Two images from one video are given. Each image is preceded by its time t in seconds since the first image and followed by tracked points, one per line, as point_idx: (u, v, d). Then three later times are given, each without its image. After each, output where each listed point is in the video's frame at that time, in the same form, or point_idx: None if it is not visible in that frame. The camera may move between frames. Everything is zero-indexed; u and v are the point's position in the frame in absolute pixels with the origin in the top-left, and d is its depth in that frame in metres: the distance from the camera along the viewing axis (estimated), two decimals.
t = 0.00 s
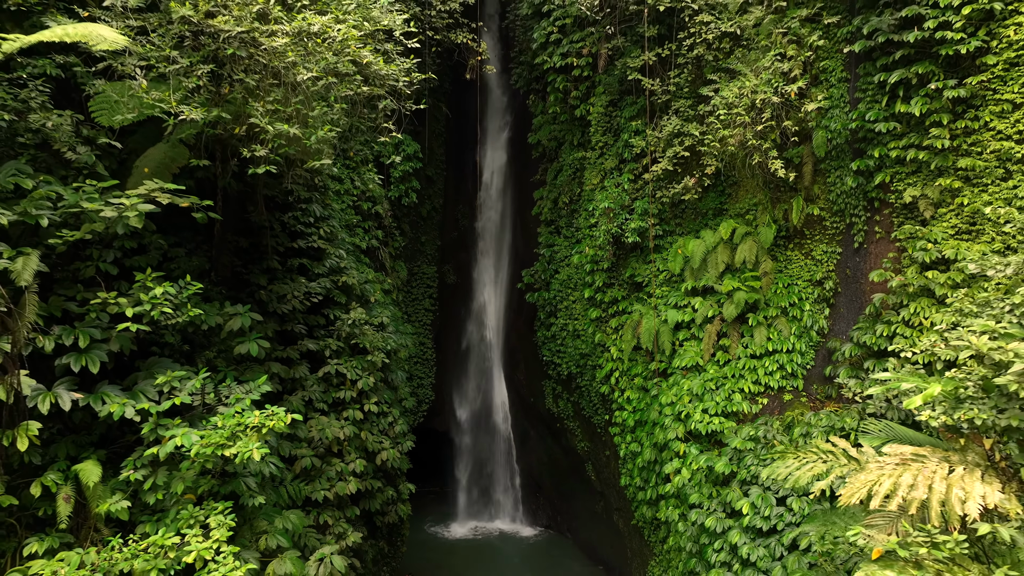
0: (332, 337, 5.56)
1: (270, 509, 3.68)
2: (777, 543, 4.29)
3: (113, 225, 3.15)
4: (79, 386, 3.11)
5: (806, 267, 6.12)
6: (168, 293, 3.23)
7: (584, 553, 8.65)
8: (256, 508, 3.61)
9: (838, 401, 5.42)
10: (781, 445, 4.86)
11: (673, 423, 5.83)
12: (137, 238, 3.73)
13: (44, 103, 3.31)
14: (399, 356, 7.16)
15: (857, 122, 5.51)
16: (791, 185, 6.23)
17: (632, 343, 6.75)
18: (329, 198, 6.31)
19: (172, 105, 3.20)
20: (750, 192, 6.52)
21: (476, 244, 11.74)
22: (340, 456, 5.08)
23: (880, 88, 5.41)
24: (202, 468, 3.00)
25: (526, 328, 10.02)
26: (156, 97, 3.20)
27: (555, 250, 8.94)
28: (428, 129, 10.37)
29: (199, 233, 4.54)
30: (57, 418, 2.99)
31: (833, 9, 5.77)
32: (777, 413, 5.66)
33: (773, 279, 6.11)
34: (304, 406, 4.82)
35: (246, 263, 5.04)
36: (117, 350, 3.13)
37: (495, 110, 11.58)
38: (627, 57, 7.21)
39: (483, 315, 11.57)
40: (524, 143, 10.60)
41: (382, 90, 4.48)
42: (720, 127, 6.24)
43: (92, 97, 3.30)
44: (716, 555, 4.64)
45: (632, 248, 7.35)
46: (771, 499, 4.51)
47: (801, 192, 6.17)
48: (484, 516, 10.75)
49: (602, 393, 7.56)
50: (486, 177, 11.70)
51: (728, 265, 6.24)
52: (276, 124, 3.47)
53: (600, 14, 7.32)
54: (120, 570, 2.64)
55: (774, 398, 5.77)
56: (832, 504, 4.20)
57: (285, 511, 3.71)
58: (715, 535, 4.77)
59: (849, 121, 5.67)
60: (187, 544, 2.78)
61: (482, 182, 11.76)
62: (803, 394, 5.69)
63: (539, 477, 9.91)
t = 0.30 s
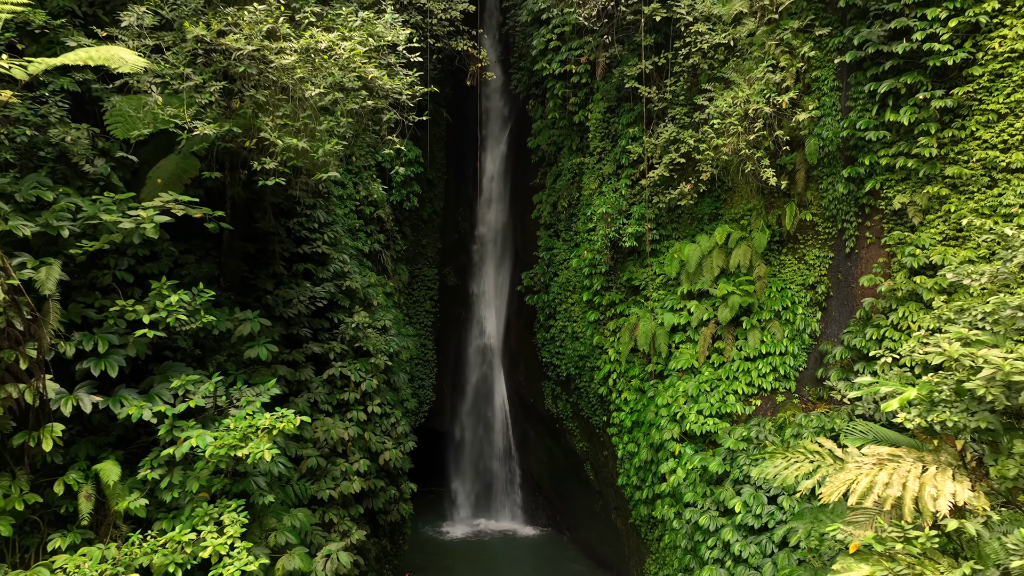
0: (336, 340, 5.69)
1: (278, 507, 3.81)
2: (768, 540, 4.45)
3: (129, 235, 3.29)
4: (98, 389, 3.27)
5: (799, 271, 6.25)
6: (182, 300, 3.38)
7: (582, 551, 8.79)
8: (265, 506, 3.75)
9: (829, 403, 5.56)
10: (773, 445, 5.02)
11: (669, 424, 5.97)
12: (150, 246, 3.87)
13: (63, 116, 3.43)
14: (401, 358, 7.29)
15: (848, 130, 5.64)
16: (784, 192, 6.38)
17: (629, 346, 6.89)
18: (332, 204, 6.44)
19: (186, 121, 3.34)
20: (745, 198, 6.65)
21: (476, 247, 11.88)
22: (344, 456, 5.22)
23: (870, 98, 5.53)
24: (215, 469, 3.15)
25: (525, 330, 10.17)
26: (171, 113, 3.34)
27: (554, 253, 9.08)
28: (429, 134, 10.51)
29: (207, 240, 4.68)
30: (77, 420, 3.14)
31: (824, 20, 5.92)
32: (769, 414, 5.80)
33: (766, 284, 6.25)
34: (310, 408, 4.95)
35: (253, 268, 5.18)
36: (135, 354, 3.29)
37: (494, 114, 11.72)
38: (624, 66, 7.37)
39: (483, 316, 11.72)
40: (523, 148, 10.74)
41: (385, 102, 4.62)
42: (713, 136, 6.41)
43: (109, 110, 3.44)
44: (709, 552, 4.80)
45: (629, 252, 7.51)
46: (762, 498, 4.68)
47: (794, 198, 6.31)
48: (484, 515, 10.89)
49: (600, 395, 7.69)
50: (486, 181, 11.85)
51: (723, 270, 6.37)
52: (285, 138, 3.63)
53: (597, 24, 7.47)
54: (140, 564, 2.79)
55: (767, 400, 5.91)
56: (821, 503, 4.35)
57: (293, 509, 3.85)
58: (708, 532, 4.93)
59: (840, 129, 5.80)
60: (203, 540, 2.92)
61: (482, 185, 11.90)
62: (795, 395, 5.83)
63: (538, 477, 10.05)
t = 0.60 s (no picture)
0: (340, 343, 5.83)
1: (286, 505, 3.95)
2: (760, 537, 4.59)
3: (144, 244, 3.43)
4: (114, 392, 3.41)
5: (793, 275, 6.38)
6: (195, 306, 3.52)
7: (582, 550, 8.91)
8: (273, 504, 3.89)
9: (821, 404, 5.70)
10: (766, 446, 5.18)
11: (665, 424, 6.12)
12: (162, 253, 4.01)
13: (79, 129, 3.54)
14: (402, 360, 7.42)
15: (840, 138, 5.77)
16: (778, 197, 6.51)
17: (627, 348, 7.03)
18: (336, 209, 6.58)
19: (199, 134, 3.49)
20: (740, 203, 6.79)
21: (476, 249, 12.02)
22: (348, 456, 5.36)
23: (861, 106, 5.65)
24: (227, 468, 3.29)
25: (525, 332, 10.30)
26: (185, 126, 3.49)
27: (553, 256, 9.22)
28: (430, 138, 10.66)
29: (216, 245, 4.83)
30: (95, 421, 3.29)
31: (816, 30, 6.06)
32: (763, 415, 5.94)
33: (760, 287, 6.38)
34: (315, 409, 5.09)
35: (259, 273, 5.31)
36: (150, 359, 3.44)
37: (494, 118, 11.86)
38: (622, 73, 7.53)
39: (484, 318, 11.86)
40: (522, 151, 10.88)
41: (388, 113, 4.77)
42: (708, 143, 6.57)
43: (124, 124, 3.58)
44: (704, 549, 4.97)
45: (626, 256, 7.66)
46: (755, 497, 4.82)
47: (788, 203, 6.44)
48: (485, 514, 11.03)
49: (599, 396, 7.81)
50: (486, 184, 11.99)
51: (718, 274, 6.51)
52: (293, 150, 3.77)
53: (595, 33, 7.63)
54: (157, 558, 2.93)
55: (760, 401, 6.05)
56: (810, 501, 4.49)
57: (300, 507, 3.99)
58: (703, 530, 5.09)
59: (832, 136, 5.93)
60: (216, 536, 3.06)
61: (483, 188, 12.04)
62: (788, 397, 5.96)
63: (538, 476, 10.17)
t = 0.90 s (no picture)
0: (344, 345, 5.96)
1: (293, 503, 4.08)
2: (752, 534, 4.73)
3: (157, 251, 3.56)
4: (129, 393, 3.55)
5: (787, 278, 6.51)
6: (206, 311, 3.65)
7: (581, 548, 9.03)
8: (280, 502, 4.02)
9: (813, 404, 5.84)
10: (758, 445, 5.34)
11: (662, 425, 6.26)
12: (172, 259, 4.14)
13: (95, 140, 3.70)
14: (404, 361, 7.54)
15: (832, 144, 5.89)
16: (773, 202, 6.64)
17: (624, 350, 7.16)
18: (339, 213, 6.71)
19: (210, 145, 3.62)
20: (735, 208, 6.92)
21: (476, 250, 12.16)
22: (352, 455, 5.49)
23: (853, 113, 5.76)
24: (238, 466, 3.42)
25: (525, 333, 10.43)
26: (196, 137, 3.62)
27: (552, 258, 9.35)
28: (431, 141, 10.80)
29: (223, 250, 4.96)
30: (111, 421, 3.42)
31: (809, 39, 6.20)
32: (757, 415, 6.07)
33: (755, 290, 6.52)
34: (320, 409, 5.22)
35: (265, 277, 5.45)
36: (165, 361, 3.58)
37: (494, 121, 11.99)
38: (619, 80, 7.68)
39: (484, 319, 11.99)
40: (522, 154, 11.01)
41: (391, 122, 4.91)
42: (703, 150, 6.71)
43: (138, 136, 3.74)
44: (698, 545, 5.13)
45: (624, 259, 7.81)
46: (748, 495, 4.96)
47: (782, 207, 6.56)
48: (485, 513, 11.16)
49: (597, 397, 7.91)
50: (486, 186, 12.12)
51: (713, 277, 6.64)
52: (300, 160, 3.91)
53: (592, 40, 7.76)
54: (173, 553, 3.06)
55: (755, 401, 6.18)
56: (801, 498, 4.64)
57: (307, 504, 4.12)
58: (697, 527, 5.24)
59: (825, 142, 6.05)
60: (228, 531, 3.20)
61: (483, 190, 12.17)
62: (782, 397, 6.09)
63: (538, 475, 10.29)
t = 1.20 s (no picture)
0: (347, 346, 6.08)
1: (299, 498, 4.21)
2: (745, 529, 4.87)
3: (169, 255, 3.69)
4: (143, 392, 3.68)
5: (781, 279, 6.64)
6: (216, 312, 3.78)
7: (580, 546, 9.16)
8: (287, 497, 4.15)
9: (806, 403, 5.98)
10: (751, 443, 5.48)
11: (658, 423, 6.40)
12: (182, 262, 4.27)
13: (108, 148, 3.83)
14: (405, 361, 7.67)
15: (825, 148, 5.99)
16: (768, 204, 6.77)
17: (622, 350, 7.29)
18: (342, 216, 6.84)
19: (220, 153, 3.75)
20: (731, 210, 7.04)
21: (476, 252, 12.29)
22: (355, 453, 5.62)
23: (845, 118, 5.88)
24: (248, 462, 3.55)
25: (524, 334, 10.57)
26: (207, 145, 3.76)
27: (552, 259, 9.47)
28: (432, 144, 10.94)
29: (230, 253, 5.09)
30: (125, 419, 3.55)
31: (802, 46, 6.34)
32: (752, 414, 6.21)
33: (750, 291, 6.65)
34: (324, 408, 5.35)
35: (270, 279, 5.58)
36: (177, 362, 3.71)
37: (494, 123, 12.12)
38: (617, 85, 7.81)
39: (484, 319, 12.12)
40: (521, 157, 11.15)
41: (394, 128, 5.05)
42: (699, 154, 6.85)
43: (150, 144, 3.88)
44: (693, 540, 5.28)
45: (621, 261, 7.94)
46: (741, 491, 5.10)
47: (776, 210, 6.69)
48: (486, 511, 11.29)
49: (596, 398, 8.02)
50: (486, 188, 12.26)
51: (709, 278, 6.77)
52: (307, 167, 4.05)
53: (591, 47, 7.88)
54: (186, 544, 3.20)
55: (749, 400, 6.31)
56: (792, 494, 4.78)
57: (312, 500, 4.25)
58: (693, 523, 5.39)
59: (818, 147, 6.18)
60: (240, 524, 3.34)
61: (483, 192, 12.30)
62: (776, 396, 6.22)
63: (538, 474, 10.43)
